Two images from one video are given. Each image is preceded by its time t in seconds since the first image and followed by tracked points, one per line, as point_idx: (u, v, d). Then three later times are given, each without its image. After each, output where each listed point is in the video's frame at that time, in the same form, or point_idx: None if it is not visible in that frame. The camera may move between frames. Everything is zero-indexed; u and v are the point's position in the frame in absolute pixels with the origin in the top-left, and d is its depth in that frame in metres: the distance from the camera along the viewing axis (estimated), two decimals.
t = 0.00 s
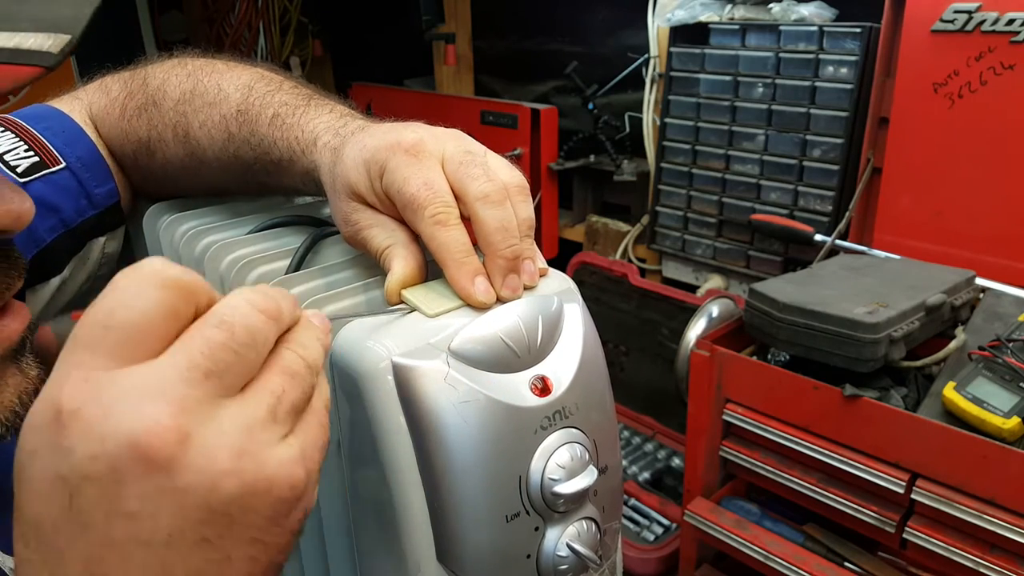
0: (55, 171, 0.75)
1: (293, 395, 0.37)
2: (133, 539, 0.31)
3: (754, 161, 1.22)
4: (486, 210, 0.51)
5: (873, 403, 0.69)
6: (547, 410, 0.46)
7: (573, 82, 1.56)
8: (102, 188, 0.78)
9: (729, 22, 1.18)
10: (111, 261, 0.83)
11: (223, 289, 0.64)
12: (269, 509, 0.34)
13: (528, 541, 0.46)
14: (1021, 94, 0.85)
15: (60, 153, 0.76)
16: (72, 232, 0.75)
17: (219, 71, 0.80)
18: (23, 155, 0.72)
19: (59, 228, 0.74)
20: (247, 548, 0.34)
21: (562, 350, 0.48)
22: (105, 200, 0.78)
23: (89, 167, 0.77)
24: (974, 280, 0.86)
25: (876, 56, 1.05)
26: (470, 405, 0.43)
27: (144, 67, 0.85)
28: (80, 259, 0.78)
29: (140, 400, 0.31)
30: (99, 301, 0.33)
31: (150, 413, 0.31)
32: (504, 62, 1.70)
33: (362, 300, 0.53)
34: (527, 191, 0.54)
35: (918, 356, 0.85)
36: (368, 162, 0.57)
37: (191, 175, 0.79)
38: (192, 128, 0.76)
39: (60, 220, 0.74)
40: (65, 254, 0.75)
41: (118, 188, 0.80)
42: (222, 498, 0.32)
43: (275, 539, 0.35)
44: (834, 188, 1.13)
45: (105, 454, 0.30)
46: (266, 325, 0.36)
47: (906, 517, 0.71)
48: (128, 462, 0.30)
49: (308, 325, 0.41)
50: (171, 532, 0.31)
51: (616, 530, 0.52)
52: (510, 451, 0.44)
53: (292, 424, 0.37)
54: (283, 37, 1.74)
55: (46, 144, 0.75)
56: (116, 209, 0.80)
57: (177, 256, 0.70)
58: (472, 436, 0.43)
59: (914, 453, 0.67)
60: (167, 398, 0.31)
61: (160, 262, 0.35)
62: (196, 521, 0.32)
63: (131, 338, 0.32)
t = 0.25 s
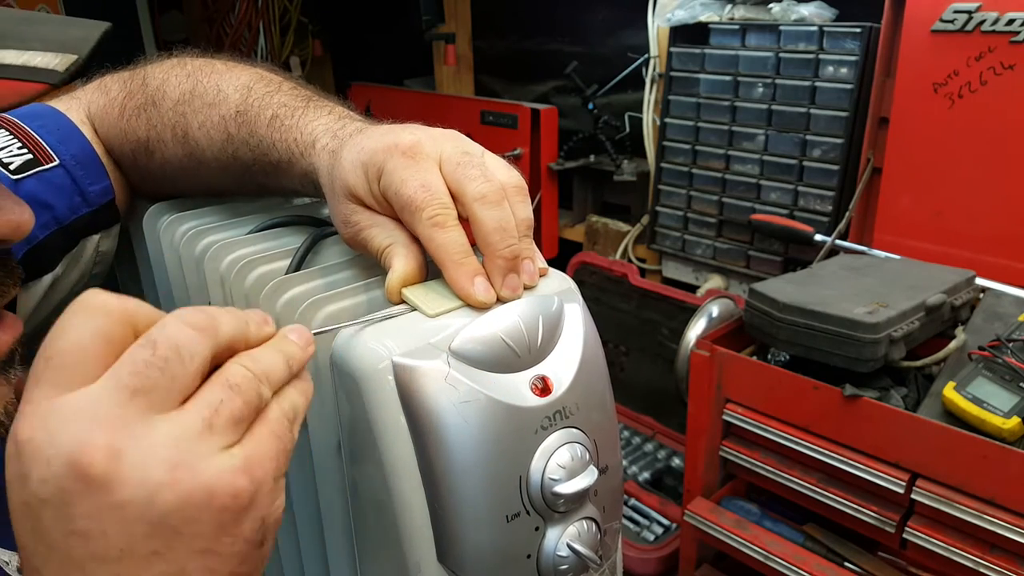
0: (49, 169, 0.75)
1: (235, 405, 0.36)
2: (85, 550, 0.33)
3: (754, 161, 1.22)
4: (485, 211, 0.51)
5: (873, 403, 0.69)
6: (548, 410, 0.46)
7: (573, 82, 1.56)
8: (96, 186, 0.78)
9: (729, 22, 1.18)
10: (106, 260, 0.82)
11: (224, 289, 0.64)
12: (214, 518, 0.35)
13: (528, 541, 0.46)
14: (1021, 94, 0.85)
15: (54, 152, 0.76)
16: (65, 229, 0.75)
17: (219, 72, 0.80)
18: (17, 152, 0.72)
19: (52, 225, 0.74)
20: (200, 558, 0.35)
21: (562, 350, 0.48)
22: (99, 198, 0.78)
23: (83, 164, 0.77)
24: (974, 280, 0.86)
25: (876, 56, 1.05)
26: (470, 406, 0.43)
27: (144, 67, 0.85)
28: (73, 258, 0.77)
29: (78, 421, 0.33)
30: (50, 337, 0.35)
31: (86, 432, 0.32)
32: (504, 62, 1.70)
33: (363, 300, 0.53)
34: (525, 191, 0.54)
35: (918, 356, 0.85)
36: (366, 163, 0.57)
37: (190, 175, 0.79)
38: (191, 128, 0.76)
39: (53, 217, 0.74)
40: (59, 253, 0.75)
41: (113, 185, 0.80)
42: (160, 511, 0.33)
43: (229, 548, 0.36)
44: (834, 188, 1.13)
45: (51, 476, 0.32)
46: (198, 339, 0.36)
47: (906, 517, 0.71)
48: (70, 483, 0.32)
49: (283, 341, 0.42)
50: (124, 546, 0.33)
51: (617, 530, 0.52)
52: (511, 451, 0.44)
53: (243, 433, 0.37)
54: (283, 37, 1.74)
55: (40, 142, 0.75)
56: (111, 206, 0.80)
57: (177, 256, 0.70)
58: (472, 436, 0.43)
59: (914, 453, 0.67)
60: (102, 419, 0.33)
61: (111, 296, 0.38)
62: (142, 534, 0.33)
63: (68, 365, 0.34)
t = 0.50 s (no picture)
0: (45, 167, 0.74)
1: (231, 412, 0.36)
2: (85, 548, 0.35)
3: (754, 161, 1.22)
4: (482, 211, 0.51)
5: (873, 402, 0.69)
6: (548, 410, 0.46)
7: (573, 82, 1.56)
8: (92, 184, 0.78)
9: (730, 22, 1.18)
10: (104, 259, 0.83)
11: (224, 289, 0.64)
12: (209, 523, 0.36)
13: (529, 541, 0.46)
14: (1021, 94, 0.85)
15: (50, 150, 0.76)
16: (59, 228, 0.75)
17: (218, 73, 0.80)
18: (12, 151, 0.72)
19: (47, 224, 0.74)
20: (197, 561, 0.36)
21: (562, 350, 0.48)
22: (95, 197, 0.78)
23: (79, 163, 0.77)
24: (974, 280, 0.87)
25: (876, 56, 1.05)
26: (471, 405, 0.43)
27: (143, 67, 0.85)
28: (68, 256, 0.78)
29: (77, 429, 0.33)
30: (49, 341, 0.36)
31: (84, 442, 0.33)
32: (504, 62, 1.70)
33: (364, 299, 0.53)
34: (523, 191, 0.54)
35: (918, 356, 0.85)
36: (364, 164, 0.57)
37: (189, 175, 0.79)
38: (190, 129, 0.76)
39: (48, 216, 0.74)
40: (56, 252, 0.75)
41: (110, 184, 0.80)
42: (155, 516, 0.34)
43: (224, 552, 0.37)
44: (834, 188, 1.13)
45: (50, 481, 0.34)
46: (195, 345, 0.36)
47: (906, 517, 0.71)
48: (69, 488, 0.33)
49: (283, 341, 0.41)
50: (119, 550, 0.34)
51: (618, 530, 0.52)
52: (511, 452, 0.44)
53: (240, 439, 0.37)
54: (284, 37, 1.74)
55: (36, 140, 0.74)
56: (108, 205, 0.80)
57: (177, 256, 0.70)
58: (473, 436, 0.43)
59: (914, 453, 0.67)
60: (101, 426, 0.34)
61: (110, 300, 0.38)
62: (137, 538, 0.34)
63: (68, 371, 0.35)
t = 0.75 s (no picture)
0: (40, 167, 0.75)
1: (223, 438, 0.36)
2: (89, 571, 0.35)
3: (754, 161, 1.22)
4: (481, 211, 0.51)
5: (873, 402, 0.69)
6: (548, 410, 0.46)
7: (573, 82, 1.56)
8: (88, 184, 0.77)
9: (730, 22, 1.18)
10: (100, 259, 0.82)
11: (224, 289, 0.64)
12: (208, 543, 0.36)
13: (529, 541, 0.46)
14: (1021, 94, 0.85)
15: (46, 151, 0.76)
16: (54, 228, 0.75)
17: (217, 74, 0.80)
18: (7, 151, 0.73)
19: (41, 224, 0.74)
20: None
21: (562, 351, 0.48)
22: (91, 197, 0.77)
23: (77, 163, 0.77)
24: (974, 280, 0.87)
25: (876, 56, 1.05)
26: (470, 406, 0.43)
27: (142, 68, 0.85)
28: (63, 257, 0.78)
29: (72, 471, 0.34)
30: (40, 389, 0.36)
31: (81, 483, 0.34)
32: (504, 62, 1.70)
33: (364, 300, 0.53)
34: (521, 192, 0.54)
35: (919, 356, 0.85)
36: (363, 165, 0.57)
37: (189, 176, 0.79)
38: (189, 130, 0.76)
39: (43, 216, 0.74)
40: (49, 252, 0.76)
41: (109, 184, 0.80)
42: (159, 546, 0.34)
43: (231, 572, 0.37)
44: (834, 188, 1.13)
45: (57, 520, 0.34)
46: (177, 377, 0.36)
47: (906, 517, 0.71)
48: (75, 524, 0.34)
49: (279, 358, 0.41)
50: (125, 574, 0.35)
51: (617, 530, 0.52)
52: (511, 452, 0.44)
53: (237, 460, 0.37)
54: (283, 37, 1.74)
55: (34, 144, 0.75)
56: (104, 206, 0.79)
57: (177, 256, 0.70)
58: (472, 436, 0.43)
59: (913, 452, 0.67)
60: (96, 466, 0.34)
61: (93, 344, 0.38)
62: (145, 567, 0.35)
63: (58, 415, 0.35)
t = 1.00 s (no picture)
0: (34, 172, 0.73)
1: (246, 410, 0.37)
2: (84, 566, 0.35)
3: (754, 161, 1.22)
4: (477, 213, 0.51)
5: (873, 402, 0.69)
6: (548, 410, 0.46)
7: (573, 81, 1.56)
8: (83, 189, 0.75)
9: (729, 22, 1.18)
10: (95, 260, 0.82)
11: (224, 289, 0.64)
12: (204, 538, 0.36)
13: (529, 541, 0.46)
14: (1021, 94, 0.85)
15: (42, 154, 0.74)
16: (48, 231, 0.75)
17: (219, 76, 0.80)
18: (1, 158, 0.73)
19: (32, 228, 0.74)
20: (205, 558, 0.36)
21: (563, 351, 0.48)
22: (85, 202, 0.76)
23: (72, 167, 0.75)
24: (974, 280, 0.87)
25: (876, 57, 1.05)
26: (471, 406, 0.43)
27: (144, 69, 0.85)
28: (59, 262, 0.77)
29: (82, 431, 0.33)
30: (58, 336, 0.35)
31: (99, 438, 0.33)
32: (504, 62, 1.70)
33: (365, 299, 0.53)
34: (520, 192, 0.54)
35: (918, 356, 0.85)
36: (362, 167, 0.57)
37: (192, 177, 0.79)
38: (191, 132, 0.76)
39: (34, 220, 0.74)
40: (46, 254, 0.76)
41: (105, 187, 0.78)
42: (170, 513, 0.34)
43: (233, 548, 0.37)
44: (834, 188, 1.13)
45: (61, 475, 0.33)
46: (212, 343, 0.37)
47: (906, 517, 0.71)
48: (80, 500, 0.33)
49: (292, 335, 0.41)
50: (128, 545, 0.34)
51: (618, 530, 0.52)
52: (511, 452, 0.44)
53: (251, 438, 0.38)
54: (283, 37, 1.74)
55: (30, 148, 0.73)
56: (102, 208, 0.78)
57: (177, 256, 0.70)
58: (473, 436, 0.43)
59: (913, 453, 0.67)
60: (118, 421, 0.33)
61: (123, 294, 0.37)
62: (149, 534, 0.34)
63: (83, 366, 0.35)
